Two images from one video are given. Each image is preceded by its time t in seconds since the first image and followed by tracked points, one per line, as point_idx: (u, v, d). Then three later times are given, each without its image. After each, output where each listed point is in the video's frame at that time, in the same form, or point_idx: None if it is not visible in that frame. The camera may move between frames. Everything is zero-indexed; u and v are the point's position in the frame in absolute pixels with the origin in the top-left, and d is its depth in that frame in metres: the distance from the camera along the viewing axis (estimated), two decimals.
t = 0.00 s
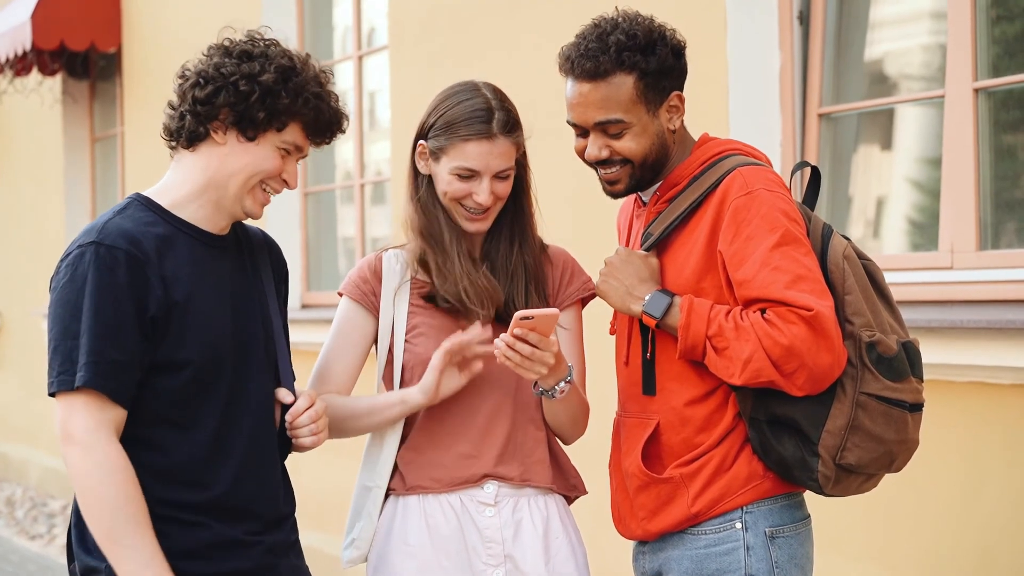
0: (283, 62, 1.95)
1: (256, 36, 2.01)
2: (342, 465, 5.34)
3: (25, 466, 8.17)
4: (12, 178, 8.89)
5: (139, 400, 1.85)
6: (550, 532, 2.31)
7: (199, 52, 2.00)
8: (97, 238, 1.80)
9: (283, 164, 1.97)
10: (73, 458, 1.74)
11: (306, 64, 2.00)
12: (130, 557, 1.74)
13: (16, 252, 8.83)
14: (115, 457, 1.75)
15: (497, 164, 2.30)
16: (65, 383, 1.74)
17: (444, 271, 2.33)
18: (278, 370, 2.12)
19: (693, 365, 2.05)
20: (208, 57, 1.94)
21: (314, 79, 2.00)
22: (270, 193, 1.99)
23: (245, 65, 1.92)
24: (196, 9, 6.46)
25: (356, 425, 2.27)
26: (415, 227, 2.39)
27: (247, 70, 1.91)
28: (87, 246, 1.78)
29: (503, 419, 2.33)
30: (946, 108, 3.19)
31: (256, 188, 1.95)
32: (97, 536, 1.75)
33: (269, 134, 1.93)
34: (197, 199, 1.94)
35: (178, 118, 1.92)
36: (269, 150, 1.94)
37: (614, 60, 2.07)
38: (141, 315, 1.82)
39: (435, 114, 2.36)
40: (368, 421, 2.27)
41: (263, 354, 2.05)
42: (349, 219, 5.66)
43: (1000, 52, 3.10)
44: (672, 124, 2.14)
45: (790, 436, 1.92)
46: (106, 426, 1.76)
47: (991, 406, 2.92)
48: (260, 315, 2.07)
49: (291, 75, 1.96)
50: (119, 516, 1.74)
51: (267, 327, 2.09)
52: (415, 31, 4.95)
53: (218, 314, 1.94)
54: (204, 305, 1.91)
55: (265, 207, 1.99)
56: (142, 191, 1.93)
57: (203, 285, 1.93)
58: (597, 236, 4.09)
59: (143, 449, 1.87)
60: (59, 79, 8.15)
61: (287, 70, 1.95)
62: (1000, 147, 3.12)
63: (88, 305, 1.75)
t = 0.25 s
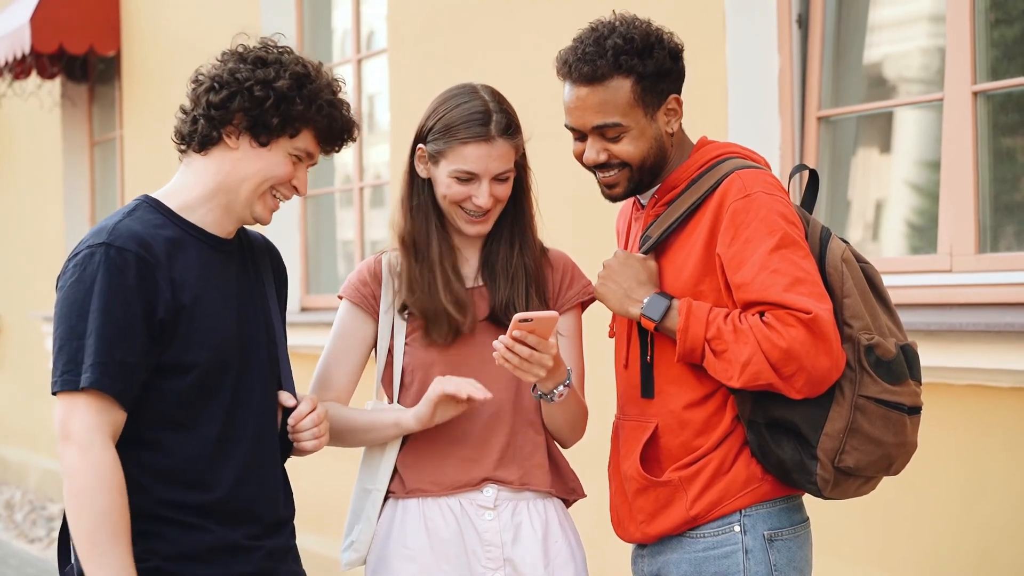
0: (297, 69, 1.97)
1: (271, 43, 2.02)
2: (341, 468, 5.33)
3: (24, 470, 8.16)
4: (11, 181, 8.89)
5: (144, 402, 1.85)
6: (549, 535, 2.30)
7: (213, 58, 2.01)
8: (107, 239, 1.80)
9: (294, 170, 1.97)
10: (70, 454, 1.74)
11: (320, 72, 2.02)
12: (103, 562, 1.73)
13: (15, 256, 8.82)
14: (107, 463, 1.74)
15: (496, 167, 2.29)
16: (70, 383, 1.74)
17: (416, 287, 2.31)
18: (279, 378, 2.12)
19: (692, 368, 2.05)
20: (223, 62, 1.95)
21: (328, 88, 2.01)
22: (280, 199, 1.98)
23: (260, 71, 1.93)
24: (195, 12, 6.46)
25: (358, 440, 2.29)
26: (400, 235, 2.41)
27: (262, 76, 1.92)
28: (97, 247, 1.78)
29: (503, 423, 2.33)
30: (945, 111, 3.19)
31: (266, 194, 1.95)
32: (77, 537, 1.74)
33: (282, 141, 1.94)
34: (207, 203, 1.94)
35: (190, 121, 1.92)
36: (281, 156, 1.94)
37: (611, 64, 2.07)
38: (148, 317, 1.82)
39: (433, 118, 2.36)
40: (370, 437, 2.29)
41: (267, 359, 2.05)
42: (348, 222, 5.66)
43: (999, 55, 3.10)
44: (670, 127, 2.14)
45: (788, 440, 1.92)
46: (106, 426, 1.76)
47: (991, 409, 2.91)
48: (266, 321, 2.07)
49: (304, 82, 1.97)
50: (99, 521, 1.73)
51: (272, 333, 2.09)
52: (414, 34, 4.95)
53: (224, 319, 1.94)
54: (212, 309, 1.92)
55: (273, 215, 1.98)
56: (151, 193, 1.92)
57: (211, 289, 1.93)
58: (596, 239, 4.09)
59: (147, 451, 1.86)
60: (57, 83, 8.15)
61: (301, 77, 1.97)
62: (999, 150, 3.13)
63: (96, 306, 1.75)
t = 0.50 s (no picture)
0: (309, 76, 1.97)
1: (283, 49, 2.02)
2: (340, 469, 5.33)
3: (24, 471, 8.17)
4: (11, 183, 8.89)
5: (145, 402, 1.84)
6: (548, 537, 2.30)
7: (225, 61, 2.01)
8: (111, 239, 1.80)
9: (300, 176, 1.97)
10: (67, 451, 1.74)
11: (330, 80, 2.01)
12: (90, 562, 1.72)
13: (15, 257, 8.83)
14: (102, 464, 1.74)
15: (496, 167, 2.29)
16: (71, 382, 1.74)
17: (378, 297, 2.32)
18: (283, 381, 2.12)
19: (692, 369, 2.05)
20: (235, 66, 1.95)
21: (338, 96, 2.02)
22: (285, 205, 1.98)
23: (272, 77, 1.93)
24: (195, 13, 6.46)
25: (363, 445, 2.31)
26: (385, 239, 2.41)
27: (273, 82, 1.92)
28: (101, 247, 1.78)
29: (502, 424, 2.33)
30: (944, 112, 3.19)
31: (270, 198, 1.95)
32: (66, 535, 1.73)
33: (291, 146, 1.94)
34: (211, 205, 1.94)
35: (199, 123, 1.92)
36: (289, 162, 1.94)
37: (610, 66, 2.07)
38: (151, 319, 1.82)
39: (432, 119, 2.36)
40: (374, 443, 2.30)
41: (268, 362, 2.04)
42: (348, 223, 5.66)
43: (998, 56, 3.10)
44: (668, 129, 2.14)
45: (787, 440, 1.92)
46: (104, 426, 1.76)
47: (990, 410, 2.91)
48: (268, 324, 2.07)
49: (315, 90, 1.97)
50: (88, 520, 1.72)
51: (275, 336, 2.08)
52: (413, 35, 4.95)
53: (227, 322, 1.93)
54: (215, 312, 1.92)
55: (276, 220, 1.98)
56: (155, 194, 1.92)
57: (214, 291, 1.93)
58: (596, 240, 4.09)
59: (148, 451, 1.86)
60: (57, 84, 8.15)
61: (312, 85, 1.97)
62: (998, 151, 3.13)
63: (98, 306, 1.75)
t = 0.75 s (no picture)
0: (309, 76, 1.97)
1: (282, 49, 2.02)
2: (340, 469, 5.33)
3: (23, 472, 8.17)
4: (10, 184, 8.90)
5: (148, 405, 1.84)
6: (546, 540, 2.29)
7: (225, 61, 2.01)
8: (115, 241, 1.80)
9: (299, 176, 1.97)
10: (70, 456, 1.74)
11: (329, 80, 2.01)
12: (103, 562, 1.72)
13: (15, 258, 8.83)
14: (107, 464, 1.74)
15: (495, 169, 2.29)
16: (74, 384, 1.74)
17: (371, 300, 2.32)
18: (282, 381, 2.11)
19: (692, 370, 2.05)
20: (234, 66, 1.95)
21: (338, 97, 2.02)
22: (285, 205, 1.98)
23: (271, 77, 1.93)
24: (194, 15, 6.46)
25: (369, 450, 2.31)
26: (382, 241, 2.43)
27: (273, 82, 1.92)
28: (104, 249, 1.78)
29: (503, 425, 2.33)
30: (943, 112, 3.19)
31: (270, 198, 1.94)
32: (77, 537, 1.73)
33: (290, 146, 1.93)
34: (211, 206, 1.94)
35: (198, 123, 1.92)
36: (288, 162, 1.94)
37: (607, 68, 2.07)
38: (154, 321, 1.82)
39: (431, 121, 2.36)
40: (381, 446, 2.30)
41: (269, 364, 2.04)
42: (347, 224, 5.66)
43: (997, 56, 3.10)
44: (667, 130, 2.14)
45: (787, 440, 1.91)
46: (107, 429, 1.76)
47: (991, 410, 2.91)
48: (269, 326, 2.06)
49: (315, 90, 1.97)
50: (98, 520, 1.72)
51: (276, 336, 2.08)
52: (412, 36, 4.95)
53: (229, 324, 1.93)
54: (217, 314, 1.92)
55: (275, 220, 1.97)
56: (156, 195, 1.92)
57: (217, 293, 1.93)
58: (595, 241, 4.09)
59: (151, 453, 1.86)
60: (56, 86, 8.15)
61: (312, 85, 1.96)
62: (997, 151, 3.13)
63: (102, 308, 1.75)
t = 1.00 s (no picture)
0: (303, 75, 1.96)
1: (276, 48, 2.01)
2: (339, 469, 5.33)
3: (23, 472, 8.18)
4: (9, 184, 8.90)
5: (154, 406, 1.84)
6: (544, 541, 2.28)
7: (219, 60, 2.00)
8: (117, 243, 1.80)
9: (298, 175, 1.97)
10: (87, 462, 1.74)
11: (324, 78, 2.00)
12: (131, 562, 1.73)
13: (14, 257, 8.83)
14: (125, 465, 1.75)
15: (493, 169, 2.29)
16: (85, 388, 1.74)
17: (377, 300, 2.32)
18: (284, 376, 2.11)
19: (691, 370, 2.05)
20: (228, 66, 1.94)
21: (334, 95, 2.01)
22: (284, 204, 1.98)
23: (266, 78, 1.92)
24: (192, 14, 6.46)
25: (370, 449, 2.30)
26: (386, 240, 2.43)
27: (268, 83, 1.91)
28: (107, 251, 1.78)
29: (502, 425, 2.33)
30: (942, 112, 3.19)
31: (269, 198, 1.95)
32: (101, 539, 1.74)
33: (286, 147, 1.93)
34: (210, 206, 1.94)
35: (195, 125, 1.91)
36: (285, 162, 1.94)
37: (604, 69, 2.07)
38: (159, 322, 1.82)
39: (429, 122, 2.36)
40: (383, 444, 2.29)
41: (270, 362, 2.04)
42: (346, 223, 5.66)
43: (996, 55, 3.10)
44: (665, 129, 2.14)
45: (786, 440, 1.91)
46: (121, 431, 1.76)
47: (990, 409, 2.91)
48: (269, 324, 2.06)
49: (310, 90, 1.96)
50: (123, 521, 1.74)
51: (276, 334, 2.08)
52: (411, 35, 4.95)
53: (232, 323, 1.93)
54: (219, 313, 1.91)
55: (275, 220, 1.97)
56: (155, 195, 1.92)
57: (217, 293, 1.93)
58: (594, 240, 4.09)
59: (159, 454, 1.86)
60: (54, 85, 8.15)
61: (307, 85, 1.96)
62: (996, 150, 3.13)
63: (108, 310, 1.75)
